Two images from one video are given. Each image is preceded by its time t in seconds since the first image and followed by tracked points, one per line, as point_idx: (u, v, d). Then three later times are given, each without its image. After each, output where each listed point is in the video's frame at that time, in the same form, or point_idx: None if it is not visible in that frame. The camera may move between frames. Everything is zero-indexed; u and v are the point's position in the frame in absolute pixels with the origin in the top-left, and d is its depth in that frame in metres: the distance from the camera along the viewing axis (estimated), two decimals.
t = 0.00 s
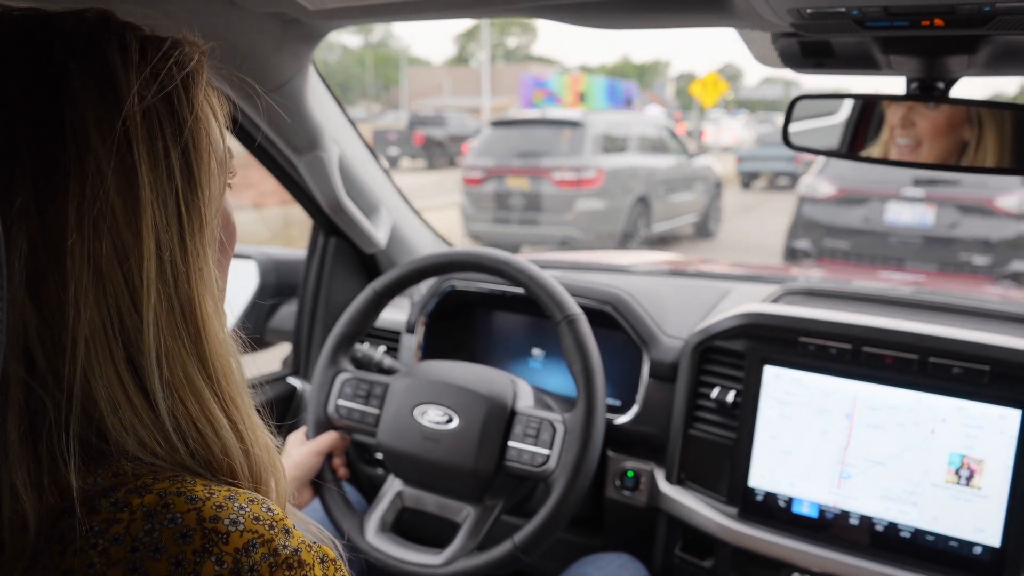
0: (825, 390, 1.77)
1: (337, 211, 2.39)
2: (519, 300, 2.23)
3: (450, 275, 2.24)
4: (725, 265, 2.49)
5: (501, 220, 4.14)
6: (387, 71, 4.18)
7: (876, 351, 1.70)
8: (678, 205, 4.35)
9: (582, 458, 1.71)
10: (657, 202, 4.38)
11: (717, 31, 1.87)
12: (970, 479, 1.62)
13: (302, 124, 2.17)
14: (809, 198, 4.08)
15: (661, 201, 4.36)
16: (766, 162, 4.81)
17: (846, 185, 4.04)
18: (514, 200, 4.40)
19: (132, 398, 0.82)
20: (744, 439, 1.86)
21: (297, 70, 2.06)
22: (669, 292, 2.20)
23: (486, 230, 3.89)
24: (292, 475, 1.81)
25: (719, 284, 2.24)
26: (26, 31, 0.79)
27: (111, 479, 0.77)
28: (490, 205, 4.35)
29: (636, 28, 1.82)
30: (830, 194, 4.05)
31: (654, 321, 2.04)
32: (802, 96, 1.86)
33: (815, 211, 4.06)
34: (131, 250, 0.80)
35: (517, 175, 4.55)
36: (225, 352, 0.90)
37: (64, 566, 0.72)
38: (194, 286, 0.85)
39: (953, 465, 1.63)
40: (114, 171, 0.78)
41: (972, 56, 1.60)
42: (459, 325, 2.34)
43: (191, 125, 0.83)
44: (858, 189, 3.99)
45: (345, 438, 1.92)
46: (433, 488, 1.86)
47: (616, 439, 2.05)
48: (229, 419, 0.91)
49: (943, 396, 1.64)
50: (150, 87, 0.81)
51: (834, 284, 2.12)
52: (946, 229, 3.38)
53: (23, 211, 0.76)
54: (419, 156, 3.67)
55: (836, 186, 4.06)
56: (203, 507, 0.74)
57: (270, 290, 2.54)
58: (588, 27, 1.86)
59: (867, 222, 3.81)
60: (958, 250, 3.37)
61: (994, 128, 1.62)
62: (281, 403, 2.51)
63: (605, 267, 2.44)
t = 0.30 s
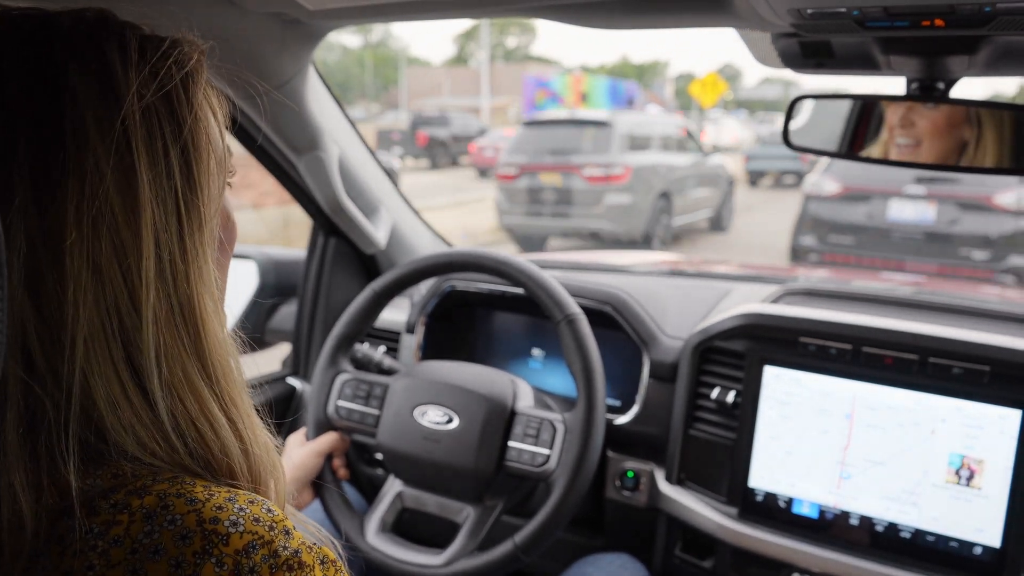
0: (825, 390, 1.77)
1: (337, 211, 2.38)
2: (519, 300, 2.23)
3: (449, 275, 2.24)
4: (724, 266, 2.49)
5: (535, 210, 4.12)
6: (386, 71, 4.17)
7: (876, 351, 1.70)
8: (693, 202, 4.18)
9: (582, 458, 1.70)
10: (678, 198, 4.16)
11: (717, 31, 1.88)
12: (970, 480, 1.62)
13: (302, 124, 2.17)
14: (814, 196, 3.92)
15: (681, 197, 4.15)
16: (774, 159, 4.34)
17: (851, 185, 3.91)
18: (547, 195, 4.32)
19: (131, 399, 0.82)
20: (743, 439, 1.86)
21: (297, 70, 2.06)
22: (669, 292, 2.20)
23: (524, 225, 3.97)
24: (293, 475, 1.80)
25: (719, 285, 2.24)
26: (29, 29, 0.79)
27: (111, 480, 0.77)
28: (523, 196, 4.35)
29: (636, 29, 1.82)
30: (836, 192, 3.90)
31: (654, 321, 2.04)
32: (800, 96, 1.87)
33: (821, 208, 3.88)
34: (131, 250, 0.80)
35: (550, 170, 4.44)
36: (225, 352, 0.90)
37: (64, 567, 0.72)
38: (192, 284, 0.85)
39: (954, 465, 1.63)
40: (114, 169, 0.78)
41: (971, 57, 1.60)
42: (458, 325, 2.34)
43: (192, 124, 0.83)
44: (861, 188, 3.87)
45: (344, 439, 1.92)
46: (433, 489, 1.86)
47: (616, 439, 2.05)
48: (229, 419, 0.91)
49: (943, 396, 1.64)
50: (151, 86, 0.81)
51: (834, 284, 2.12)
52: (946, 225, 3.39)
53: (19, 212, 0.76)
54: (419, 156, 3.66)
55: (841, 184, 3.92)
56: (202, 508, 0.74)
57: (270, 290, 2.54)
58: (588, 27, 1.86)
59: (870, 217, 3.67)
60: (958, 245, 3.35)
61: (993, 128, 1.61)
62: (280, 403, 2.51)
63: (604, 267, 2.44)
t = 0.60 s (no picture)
0: (824, 390, 1.77)
1: (337, 211, 2.38)
2: (519, 300, 2.23)
3: (448, 275, 2.24)
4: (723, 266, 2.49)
5: (566, 205, 4.06)
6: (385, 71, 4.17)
7: (876, 351, 1.70)
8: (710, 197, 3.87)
9: (583, 454, 1.71)
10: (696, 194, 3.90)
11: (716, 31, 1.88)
12: (970, 479, 1.62)
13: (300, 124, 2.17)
14: (819, 193, 3.76)
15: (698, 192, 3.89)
16: (781, 158, 3.96)
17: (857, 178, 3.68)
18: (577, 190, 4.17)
19: (131, 393, 0.81)
20: (743, 438, 1.86)
21: (295, 70, 2.06)
22: (668, 292, 2.20)
23: (555, 220, 3.95)
24: (295, 481, 1.80)
25: (719, 285, 2.24)
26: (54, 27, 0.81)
27: (113, 480, 0.76)
28: (555, 192, 4.23)
29: (636, 28, 1.82)
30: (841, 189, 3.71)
31: (654, 321, 2.04)
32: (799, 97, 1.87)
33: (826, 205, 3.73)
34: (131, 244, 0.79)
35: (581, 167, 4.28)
36: (225, 350, 0.90)
37: (66, 567, 0.72)
38: (195, 280, 0.85)
39: (953, 465, 1.63)
40: (131, 159, 0.78)
41: (971, 56, 1.60)
42: (458, 324, 2.34)
43: (210, 124, 0.84)
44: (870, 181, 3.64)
45: (344, 443, 1.91)
46: (434, 489, 1.86)
47: (616, 439, 2.05)
48: (227, 416, 0.91)
49: (942, 396, 1.64)
50: (173, 83, 0.82)
51: (833, 284, 2.12)
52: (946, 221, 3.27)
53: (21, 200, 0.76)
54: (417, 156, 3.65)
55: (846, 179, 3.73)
56: (204, 507, 0.74)
57: (269, 290, 2.52)
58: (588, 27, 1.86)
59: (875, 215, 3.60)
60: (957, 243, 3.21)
61: (991, 129, 1.62)
62: (280, 403, 2.51)
63: (603, 267, 2.43)
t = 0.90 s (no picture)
0: (822, 390, 1.77)
1: (336, 211, 2.39)
2: (517, 299, 2.23)
3: (447, 275, 2.24)
4: (721, 266, 2.49)
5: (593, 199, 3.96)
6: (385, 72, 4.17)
7: (874, 351, 1.71)
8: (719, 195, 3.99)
9: (580, 455, 1.71)
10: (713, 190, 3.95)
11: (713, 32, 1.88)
12: (967, 479, 1.62)
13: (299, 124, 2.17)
14: (825, 191, 3.80)
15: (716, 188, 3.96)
16: (784, 157, 3.85)
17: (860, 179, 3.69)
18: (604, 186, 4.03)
19: (93, 370, 0.81)
20: (741, 438, 1.86)
21: (295, 69, 2.07)
22: (667, 292, 2.20)
23: (583, 216, 3.90)
24: (290, 479, 1.80)
25: (717, 285, 2.24)
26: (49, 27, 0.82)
27: (105, 477, 0.76)
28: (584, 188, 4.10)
29: (634, 28, 1.83)
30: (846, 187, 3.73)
31: (652, 321, 2.04)
32: (796, 97, 1.87)
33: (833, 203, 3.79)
34: (90, 221, 0.79)
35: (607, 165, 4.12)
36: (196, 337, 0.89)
37: (57, 565, 0.71)
38: (156, 267, 0.82)
39: (951, 464, 1.63)
40: (86, 144, 0.79)
41: (968, 56, 1.61)
42: (456, 324, 2.34)
43: (180, 107, 0.83)
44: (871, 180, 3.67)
45: (343, 443, 1.91)
46: (432, 488, 1.86)
47: (614, 439, 2.05)
48: (198, 407, 0.90)
49: (940, 395, 1.65)
50: (138, 69, 0.82)
51: (831, 284, 2.12)
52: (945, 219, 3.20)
53: None
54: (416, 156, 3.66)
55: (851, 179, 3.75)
56: (197, 505, 0.75)
57: (268, 290, 2.56)
58: (586, 27, 1.86)
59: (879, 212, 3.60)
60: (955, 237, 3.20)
61: (988, 126, 1.64)
62: (279, 403, 2.51)
63: (602, 267, 2.44)
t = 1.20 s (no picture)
0: (824, 390, 1.77)
1: (337, 212, 2.39)
2: (518, 300, 2.23)
3: (448, 275, 2.24)
4: (722, 265, 2.49)
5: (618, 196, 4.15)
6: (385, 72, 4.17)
7: (874, 351, 1.71)
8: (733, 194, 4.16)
9: (582, 457, 1.71)
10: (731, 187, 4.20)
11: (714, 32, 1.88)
12: (968, 479, 1.62)
13: (301, 124, 2.18)
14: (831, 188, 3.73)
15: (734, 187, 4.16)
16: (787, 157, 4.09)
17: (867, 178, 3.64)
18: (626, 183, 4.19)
19: (96, 376, 0.81)
20: (742, 438, 1.86)
21: (298, 69, 2.07)
22: (668, 291, 2.20)
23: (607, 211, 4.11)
24: (291, 476, 1.79)
25: (718, 285, 2.24)
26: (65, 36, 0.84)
27: (110, 473, 0.76)
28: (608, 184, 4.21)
29: (635, 29, 1.83)
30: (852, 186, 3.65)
31: (653, 321, 2.04)
32: (798, 96, 1.87)
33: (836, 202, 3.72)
34: (98, 229, 0.79)
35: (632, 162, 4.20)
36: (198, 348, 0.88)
37: (63, 562, 0.71)
38: (160, 279, 0.81)
39: (952, 464, 1.63)
40: (100, 154, 0.78)
41: (969, 57, 1.61)
42: (457, 324, 2.34)
43: (195, 120, 0.82)
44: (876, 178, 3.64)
45: (344, 440, 1.91)
46: (434, 487, 1.86)
47: (616, 439, 2.06)
48: (203, 415, 0.89)
49: (941, 395, 1.65)
50: (157, 79, 0.82)
51: (832, 283, 2.12)
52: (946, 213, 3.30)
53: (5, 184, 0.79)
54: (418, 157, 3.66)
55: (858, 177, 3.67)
56: (202, 501, 0.75)
57: (268, 290, 2.55)
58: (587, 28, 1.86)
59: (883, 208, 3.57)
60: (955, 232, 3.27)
61: (984, 127, 1.64)
62: (279, 403, 2.51)
63: (603, 267, 2.44)
